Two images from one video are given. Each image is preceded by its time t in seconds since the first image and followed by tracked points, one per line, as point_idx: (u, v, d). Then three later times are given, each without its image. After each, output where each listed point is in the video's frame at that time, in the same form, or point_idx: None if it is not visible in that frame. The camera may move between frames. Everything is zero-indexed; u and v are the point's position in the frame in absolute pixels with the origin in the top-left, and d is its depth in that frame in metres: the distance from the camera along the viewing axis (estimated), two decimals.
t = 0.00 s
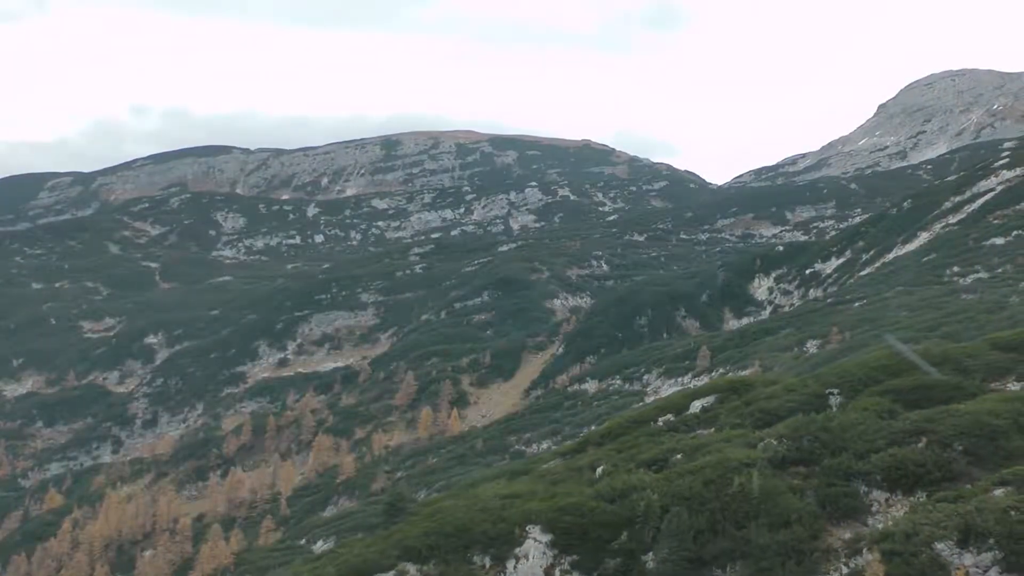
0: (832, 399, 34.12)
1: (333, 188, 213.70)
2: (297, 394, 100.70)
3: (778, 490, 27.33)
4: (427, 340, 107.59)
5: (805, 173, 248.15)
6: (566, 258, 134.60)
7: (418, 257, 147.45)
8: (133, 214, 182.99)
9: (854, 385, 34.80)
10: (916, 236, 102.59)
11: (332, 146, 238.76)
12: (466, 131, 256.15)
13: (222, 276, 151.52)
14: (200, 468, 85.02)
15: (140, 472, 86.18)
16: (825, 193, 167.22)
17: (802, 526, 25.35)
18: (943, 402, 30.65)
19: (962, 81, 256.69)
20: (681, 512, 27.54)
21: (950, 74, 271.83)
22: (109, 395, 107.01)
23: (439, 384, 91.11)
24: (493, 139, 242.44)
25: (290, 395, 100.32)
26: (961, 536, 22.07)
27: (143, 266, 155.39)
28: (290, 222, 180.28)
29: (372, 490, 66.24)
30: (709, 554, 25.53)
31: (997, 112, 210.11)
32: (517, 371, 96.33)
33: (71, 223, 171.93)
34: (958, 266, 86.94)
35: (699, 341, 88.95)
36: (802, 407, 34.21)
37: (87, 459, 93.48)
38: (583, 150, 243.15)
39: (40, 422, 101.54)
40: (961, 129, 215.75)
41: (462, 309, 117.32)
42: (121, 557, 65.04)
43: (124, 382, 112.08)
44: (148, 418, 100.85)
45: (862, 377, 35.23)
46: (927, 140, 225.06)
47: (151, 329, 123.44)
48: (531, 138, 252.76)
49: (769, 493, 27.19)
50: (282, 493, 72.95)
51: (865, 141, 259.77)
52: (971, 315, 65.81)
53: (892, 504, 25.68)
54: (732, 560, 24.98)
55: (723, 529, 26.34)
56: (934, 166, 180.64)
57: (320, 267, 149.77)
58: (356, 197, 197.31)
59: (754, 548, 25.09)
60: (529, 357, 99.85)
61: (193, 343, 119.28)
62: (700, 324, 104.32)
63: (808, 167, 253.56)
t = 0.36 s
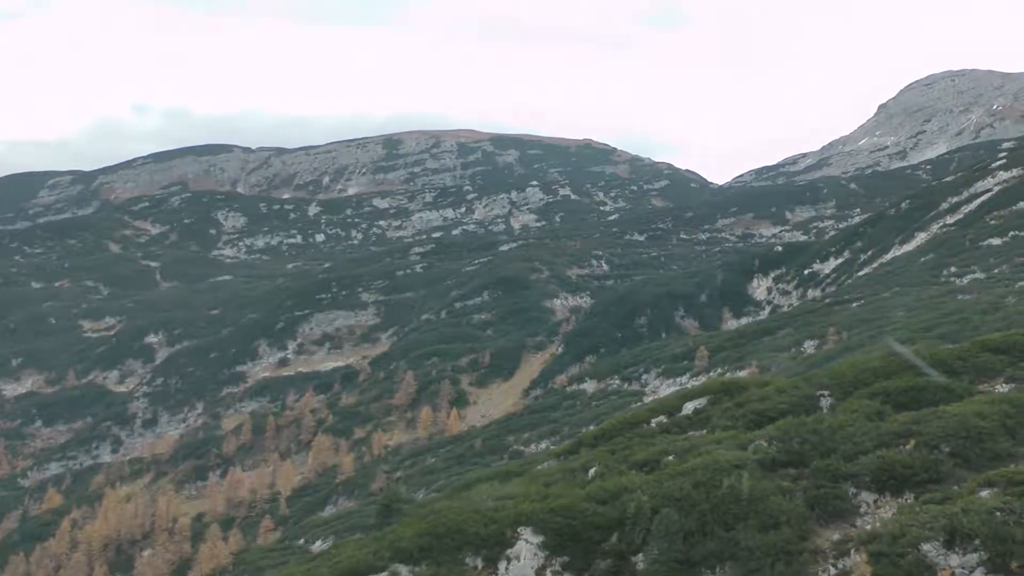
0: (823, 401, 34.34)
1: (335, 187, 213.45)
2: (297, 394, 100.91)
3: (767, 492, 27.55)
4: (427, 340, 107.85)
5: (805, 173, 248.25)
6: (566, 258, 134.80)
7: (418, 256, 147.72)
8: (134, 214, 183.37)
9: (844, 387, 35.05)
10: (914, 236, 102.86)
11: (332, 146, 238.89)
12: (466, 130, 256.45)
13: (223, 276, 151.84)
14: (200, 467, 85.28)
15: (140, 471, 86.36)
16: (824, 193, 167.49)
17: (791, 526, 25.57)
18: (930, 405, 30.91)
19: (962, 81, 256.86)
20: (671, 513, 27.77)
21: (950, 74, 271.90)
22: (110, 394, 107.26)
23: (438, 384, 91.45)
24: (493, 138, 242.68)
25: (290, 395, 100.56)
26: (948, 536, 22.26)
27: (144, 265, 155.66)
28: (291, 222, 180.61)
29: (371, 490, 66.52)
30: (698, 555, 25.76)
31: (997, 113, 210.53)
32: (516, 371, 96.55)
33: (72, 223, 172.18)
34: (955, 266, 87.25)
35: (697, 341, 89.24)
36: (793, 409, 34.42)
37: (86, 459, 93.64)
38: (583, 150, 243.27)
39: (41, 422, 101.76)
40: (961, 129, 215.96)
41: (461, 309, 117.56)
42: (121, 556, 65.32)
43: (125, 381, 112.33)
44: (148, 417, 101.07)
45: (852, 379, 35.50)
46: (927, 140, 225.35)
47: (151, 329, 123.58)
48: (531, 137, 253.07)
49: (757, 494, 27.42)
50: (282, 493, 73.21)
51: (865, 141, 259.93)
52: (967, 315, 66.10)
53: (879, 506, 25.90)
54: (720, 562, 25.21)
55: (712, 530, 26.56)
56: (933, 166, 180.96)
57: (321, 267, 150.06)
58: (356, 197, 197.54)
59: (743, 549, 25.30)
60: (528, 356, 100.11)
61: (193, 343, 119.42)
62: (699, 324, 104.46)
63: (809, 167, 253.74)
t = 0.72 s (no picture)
0: (815, 403, 34.45)
1: (337, 185, 213.10)
2: (297, 394, 100.93)
3: (758, 493, 27.64)
4: (427, 339, 107.90)
5: (806, 172, 248.08)
6: (567, 258, 134.79)
7: (420, 255, 147.85)
8: (136, 212, 183.56)
9: (837, 389, 35.16)
10: (914, 236, 103.01)
11: (334, 144, 238.88)
12: (468, 130, 256.44)
13: (225, 275, 151.98)
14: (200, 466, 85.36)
15: (140, 471, 86.45)
16: (826, 193, 167.48)
17: (781, 528, 25.62)
18: (923, 406, 30.97)
19: (964, 81, 256.70)
20: (664, 515, 27.82)
21: (952, 74, 271.91)
22: (111, 393, 107.34)
23: (438, 384, 91.51)
24: (495, 138, 242.69)
25: (290, 395, 100.60)
26: (936, 538, 22.28)
27: (146, 264, 155.76)
28: (293, 221, 180.75)
29: (370, 490, 66.64)
30: (689, 557, 25.84)
31: (998, 112, 210.64)
32: (516, 370, 96.58)
33: (73, 222, 172.28)
34: (954, 266, 87.34)
35: (696, 341, 89.29)
36: (785, 410, 34.55)
37: (87, 458, 93.62)
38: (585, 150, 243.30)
39: (42, 421, 101.83)
40: (962, 128, 215.82)
41: (462, 308, 117.62)
42: (120, 556, 65.41)
43: (126, 380, 112.43)
44: (148, 416, 101.11)
45: (844, 381, 35.59)
46: (928, 139, 225.36)
47: (152, 328, 123.61)
48: (533, 137, 253.10)
49: (749, 497, 27.48)
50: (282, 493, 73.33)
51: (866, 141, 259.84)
52: (965, 315, 66.19)
53: (869, 508, 25.96)
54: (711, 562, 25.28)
55: (704, 533, 26.64)
56: (934, 166, 181.01)
57: (323, 266, 150.17)
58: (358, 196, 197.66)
59: (733, 551, 25.36)
60: (529, 356, 100.20)
61: (195, 342, 119.48)
62: (699, 324, 104.66)
63: (810, 167, 253.50)
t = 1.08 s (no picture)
0: (807, 405, 34.67)
1: (339, 185, 213.14)
2: (298, 394, 101.14)
3: (750, 496, 27.78)
4: (428, 339, 108.05)
5: (807, 173, 248.04)
6: (567, 258, 134.98)
7: (421, 255, 148.06)
8: (137, 211, 183.94)
9: (829, 392, 35.35)
10: (913, 235, 103.13)
11: (335, 144, 239.09)
12: (469, 130, 256.41)
13: (226, 274, 152.17)
14: (200, 466, 85.55)
15: (140, 471, 86.67)
16: (826, 193, 167.59)
17: (772, 530, 25.77)
18: (914, 410, 31.09)
19: (965, 81, 256.61)
20: (656, 517, 27.97)
21: (953, 74, 272.10)
22: (111, 393, 107.54)
23: (438, 384, 91.67)
24: (496, 137, 242.80)
25: (291, 395, 100.76)
26: (924, 539, 22.45)
27: (147, 263, 155.93)
28: (294, 220, 180.94)
29: (369, 490, 66.83)
30: (681, 558, 25.98)
31: (998, 112, 210.77)
32: (516, 371, 96.69)
33: (74, 221, 172.62)
34: (952, 266, 87.50)
35: (695, 341, 89.42)
36: (777, 411, 34.80)
37: (87, 458, 93.76)
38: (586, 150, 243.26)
39: (42, 421, 102.04)
40: (963, 129, 215.70)
41: (462, 308, 117.84)
42: (120, 556, 65.64)
43: (126, 380, 112.65)
44: (149, 416, 101.27)
45: (837, 383, 35.80)
46: (929, 139, 225.43)
47: (152, 328, 123.72)
48: (534, 136, 253.12)
49: (741, 499, 27.64)
50: (281, 493, 73.61)
51: (867, 141, 259.93)
52: (962, 316, 66.46)
53: (858, 510, 26.16)
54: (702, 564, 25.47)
55: (695, 535, 26.81)
56: (934, 166, 181.19)
57: (324, 265, 150.31)
58: (360, 195, 197.74)
59: (724, 552, 25.53)
60: (528, 356, 100.42)
61: (195, 342, 119.66)
62: (698, 324, 104.86)
63: (811, 167, 253.45)
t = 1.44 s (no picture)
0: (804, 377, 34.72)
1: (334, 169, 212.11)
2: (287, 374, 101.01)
3: (744, 498, 29.15)
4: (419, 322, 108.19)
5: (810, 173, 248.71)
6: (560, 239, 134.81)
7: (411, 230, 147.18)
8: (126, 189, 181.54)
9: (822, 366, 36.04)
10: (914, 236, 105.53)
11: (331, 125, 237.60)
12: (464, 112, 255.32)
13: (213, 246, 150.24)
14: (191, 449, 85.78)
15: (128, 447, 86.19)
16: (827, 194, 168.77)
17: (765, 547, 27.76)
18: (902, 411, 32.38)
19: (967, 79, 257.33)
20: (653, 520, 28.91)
21: (953, 71, 273.42)
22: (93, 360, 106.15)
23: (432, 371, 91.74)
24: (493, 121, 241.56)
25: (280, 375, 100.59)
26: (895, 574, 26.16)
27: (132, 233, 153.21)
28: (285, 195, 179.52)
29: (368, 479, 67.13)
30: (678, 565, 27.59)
31: (1000, 116, 212.46)
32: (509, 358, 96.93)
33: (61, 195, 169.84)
34: (952, 267, 88.18)
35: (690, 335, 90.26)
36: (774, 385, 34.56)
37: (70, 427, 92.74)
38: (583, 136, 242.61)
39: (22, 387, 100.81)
40: (965, 128, 216.46)
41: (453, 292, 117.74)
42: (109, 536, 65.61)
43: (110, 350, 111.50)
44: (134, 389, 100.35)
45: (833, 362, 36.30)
46: (930, 140, 226.63)
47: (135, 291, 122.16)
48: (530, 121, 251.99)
49: (735, 503, 29.01)
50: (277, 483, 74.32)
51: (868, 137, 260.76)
52: (963, 326, 67.65)
53: (850, 511, 28.54)
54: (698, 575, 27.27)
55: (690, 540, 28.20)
56: (934, 166, 182.64)
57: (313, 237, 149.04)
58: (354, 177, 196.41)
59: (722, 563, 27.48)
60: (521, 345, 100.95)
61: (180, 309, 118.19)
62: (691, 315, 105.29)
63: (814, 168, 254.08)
